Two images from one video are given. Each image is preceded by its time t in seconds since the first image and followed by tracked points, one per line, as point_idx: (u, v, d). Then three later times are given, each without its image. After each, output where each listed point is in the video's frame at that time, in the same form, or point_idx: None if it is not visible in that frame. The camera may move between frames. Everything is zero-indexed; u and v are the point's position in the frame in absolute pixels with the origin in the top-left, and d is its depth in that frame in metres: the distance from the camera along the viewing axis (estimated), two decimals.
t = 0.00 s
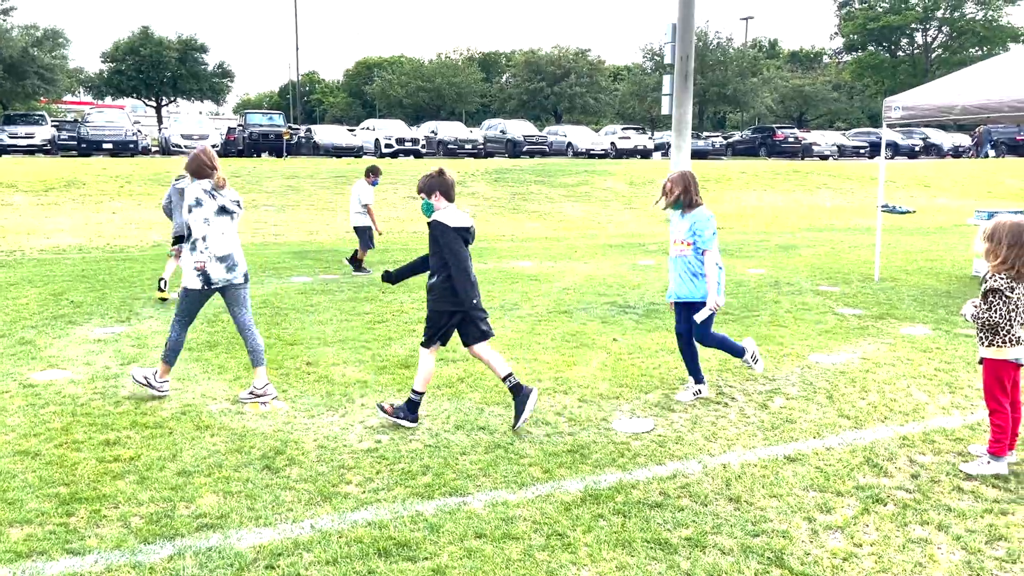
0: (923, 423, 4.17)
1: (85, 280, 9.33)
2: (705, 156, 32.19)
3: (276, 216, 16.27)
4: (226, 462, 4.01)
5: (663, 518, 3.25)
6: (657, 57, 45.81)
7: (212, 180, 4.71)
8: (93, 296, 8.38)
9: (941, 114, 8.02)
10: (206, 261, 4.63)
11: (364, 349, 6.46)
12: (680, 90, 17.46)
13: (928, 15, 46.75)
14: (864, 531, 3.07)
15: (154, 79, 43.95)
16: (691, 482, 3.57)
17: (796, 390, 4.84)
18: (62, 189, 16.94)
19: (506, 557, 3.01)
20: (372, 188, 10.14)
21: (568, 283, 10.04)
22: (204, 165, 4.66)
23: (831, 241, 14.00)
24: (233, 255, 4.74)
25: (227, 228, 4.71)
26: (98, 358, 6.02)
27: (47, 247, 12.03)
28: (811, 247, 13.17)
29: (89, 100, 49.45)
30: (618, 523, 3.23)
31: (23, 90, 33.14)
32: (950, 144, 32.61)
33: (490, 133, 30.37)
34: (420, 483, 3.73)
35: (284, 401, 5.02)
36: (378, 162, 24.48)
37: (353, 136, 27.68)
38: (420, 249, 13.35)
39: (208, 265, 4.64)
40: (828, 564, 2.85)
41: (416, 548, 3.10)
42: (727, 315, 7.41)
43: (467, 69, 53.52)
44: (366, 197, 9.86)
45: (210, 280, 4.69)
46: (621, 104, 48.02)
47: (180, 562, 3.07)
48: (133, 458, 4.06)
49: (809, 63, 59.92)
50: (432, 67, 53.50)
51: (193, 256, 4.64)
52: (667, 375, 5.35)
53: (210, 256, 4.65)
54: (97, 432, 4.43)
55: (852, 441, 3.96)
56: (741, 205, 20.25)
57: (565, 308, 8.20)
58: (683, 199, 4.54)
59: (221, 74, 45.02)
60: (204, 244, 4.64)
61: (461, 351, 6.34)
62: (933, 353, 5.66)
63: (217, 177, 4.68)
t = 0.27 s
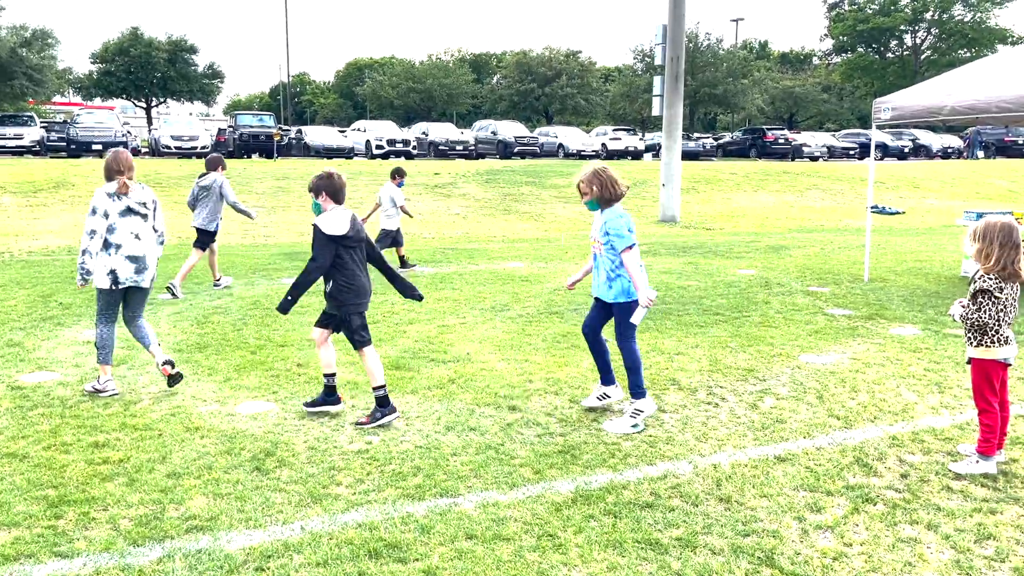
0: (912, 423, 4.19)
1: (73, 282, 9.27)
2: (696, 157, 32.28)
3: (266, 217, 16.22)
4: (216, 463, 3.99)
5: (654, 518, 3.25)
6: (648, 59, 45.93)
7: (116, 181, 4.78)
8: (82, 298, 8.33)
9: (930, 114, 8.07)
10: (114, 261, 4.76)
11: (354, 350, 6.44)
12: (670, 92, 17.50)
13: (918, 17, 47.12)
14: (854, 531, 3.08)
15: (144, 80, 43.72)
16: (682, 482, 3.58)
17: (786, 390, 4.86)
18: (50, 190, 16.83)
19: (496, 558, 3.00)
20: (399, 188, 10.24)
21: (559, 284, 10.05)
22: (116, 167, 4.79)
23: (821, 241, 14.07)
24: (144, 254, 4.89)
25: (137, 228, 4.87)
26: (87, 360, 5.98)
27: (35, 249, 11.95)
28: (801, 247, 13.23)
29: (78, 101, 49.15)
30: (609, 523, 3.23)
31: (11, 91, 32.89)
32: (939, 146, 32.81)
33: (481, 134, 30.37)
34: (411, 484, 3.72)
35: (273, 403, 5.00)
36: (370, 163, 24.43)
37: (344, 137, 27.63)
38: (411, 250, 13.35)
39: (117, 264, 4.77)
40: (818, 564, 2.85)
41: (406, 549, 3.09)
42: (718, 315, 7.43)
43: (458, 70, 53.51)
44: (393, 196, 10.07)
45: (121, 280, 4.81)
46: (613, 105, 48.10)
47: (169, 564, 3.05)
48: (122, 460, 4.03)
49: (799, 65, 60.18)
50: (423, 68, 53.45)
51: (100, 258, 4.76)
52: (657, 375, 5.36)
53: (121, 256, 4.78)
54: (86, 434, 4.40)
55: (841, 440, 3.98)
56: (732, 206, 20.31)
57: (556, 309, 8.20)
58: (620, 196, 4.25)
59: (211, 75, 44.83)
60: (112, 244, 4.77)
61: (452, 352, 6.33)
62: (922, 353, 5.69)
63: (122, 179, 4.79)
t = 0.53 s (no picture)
0: (903, 423, 4.21)
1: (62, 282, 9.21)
2: (687, 157, 32.35)
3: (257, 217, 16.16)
4: (206, 464, 3.97)
5: (645, 518, 3.26)
6: (639, 59, 46.03)
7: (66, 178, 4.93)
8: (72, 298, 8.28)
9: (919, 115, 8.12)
10: (66, 254, 4.92)
11: (345, 350, 6.42)
12: (661, 92, 17.55)
13: (907, 18, 47.46)
14: (844, 530, 3.09)
15: (133, 79, 43.49)
16: (674, 482, 3.58)
17: (777, 390, 4.87)
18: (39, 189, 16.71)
19: (488, 558, 3.00)
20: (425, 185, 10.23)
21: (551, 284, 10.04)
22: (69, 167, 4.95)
23: (811, 241, 14.13)
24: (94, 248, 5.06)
25: (86, 223, 5.02)
26: (76, 361, 5.94)
27: (23, 249, 11.86)
28: (792, 247, 13.28)
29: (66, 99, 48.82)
30: (601, 523, 3.23)
31: None
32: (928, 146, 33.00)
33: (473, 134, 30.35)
34: (402, 484, 3.71)
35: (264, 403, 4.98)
36: (361, 163, 24.37)
37: (335, 136, 27.57)
38: (403, 250, 13.34)
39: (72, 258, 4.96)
40: (809, 563, 2.86)
41: (398, 550, 3.08)
42: (709, 315, 7.45)
43: (450, 70, 53.48)
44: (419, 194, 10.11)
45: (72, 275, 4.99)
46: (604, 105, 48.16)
47: (159, 566, 3.03)
48: (111, 461, 4.01)
49: (790, 65, 60.42)
50: (414, 68, 53.36)
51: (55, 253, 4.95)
52: (648, 375, 5.37)
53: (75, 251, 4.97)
54: (75, 435, 4.37)
55: (832, 440, 3.99)
56: (723, 206, 20.37)
57: (548, 308, 8.20)
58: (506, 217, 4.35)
59: (201, 74, 44.67)
60: (63, 239, 4.94)
61: (444, 351, 6.32)
62: (912, 353, 5.71)
63: (71, 179, 4.94)
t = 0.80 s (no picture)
0: (892, 421, 4.23)
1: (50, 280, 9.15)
2: (678, 156, 32.43)
3: (247, 215, 16.09)
4: (196, 464, 3.95)
5: (636, 516, 3.26)
6: (630, 58, 46.13)
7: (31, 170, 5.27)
8: (60, 296, 8.22)
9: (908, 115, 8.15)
10: (21, 244, 5.27)
11: (336, 349, 6.41)
12: (652, 91, 17.59)
13: (897, 18, 47.74)
14: (834, 528, 3.10)
15: (122, 77, 43.23)
16: (664, 481, 3.59)
17: (767, 389, 4.89)
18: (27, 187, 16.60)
19: (480, 557, 3.00)
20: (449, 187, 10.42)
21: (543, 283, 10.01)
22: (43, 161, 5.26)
23: (802, 240, 14.19)
24: (51, 238, 5.28)
25: (44, 215, 5.26)
26: (65, 359, 5.91)
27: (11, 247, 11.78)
28: (782, 246, 13.33)
29: (55, 97, 48.47)
30: (592, 522, 3.23)
31: None
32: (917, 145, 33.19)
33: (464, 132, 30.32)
34: (393, 483, 3.70)
35: (255, 402, 4.97)
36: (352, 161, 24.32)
37: (326, 135, 27.50)
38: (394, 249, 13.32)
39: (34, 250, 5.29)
40: (799, 561, 2.88)
41: (389, 549, 3.08)
42: (700, 314, 7.47)
43: (441, 69, 53.44)
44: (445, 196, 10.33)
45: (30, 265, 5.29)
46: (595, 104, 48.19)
47: (149, 566, 3.02)
48: (100, 460, 3.99)
49: (781, 64, 60.61)
50: (405, 66, 53.26)
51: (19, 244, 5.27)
52: (639, 374, 5.38)
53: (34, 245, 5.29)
54: (63, 434, 4.34)
55: (822, 438, 4.01)
56: (714, 205, 20.42)
57: (539, 307, 8.21)
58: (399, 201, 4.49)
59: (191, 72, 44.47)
60: (22, 230, 5.25)
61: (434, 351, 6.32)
62: (901, 351, 5.75)
63: (34, 169, 5.25)
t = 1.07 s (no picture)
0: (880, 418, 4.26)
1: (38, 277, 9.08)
2: (668, 154, 32.51)
3: (236, 212, 16.02)
4: (185, 461, 3.94)
5: (625, 513, 3.27)
6: (620, 56, 46.21)
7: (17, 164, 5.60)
8: (48, 293, 8.17)
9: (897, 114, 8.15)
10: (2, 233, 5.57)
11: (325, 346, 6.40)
12: (643, 89, 17.62)
13: (885, 17, 48.02)
14: (822, 525, 3.12)
15: (110, 73, 42.94)
16: (653, 477, 3.60)
17: (755, 386, 4.91)
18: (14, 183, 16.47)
19: (469, 554, 3.00)
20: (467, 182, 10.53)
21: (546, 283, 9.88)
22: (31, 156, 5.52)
23: (791, 238, 14.26)
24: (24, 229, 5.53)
25: (20, 205, 5.51)
26: (51, 356, 5.87)
27: None
28: (771, 244, 13.38)
29: (42, 92, 48.07)
30: (581, 519, 3.24)
31: None
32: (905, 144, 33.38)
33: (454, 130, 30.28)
34: (383, 480, 3.70)
35: (243, 399, 4.95)
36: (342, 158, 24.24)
37: (315, 131, 27.41)
38: (384, 246, 13.30)
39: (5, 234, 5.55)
40: (787, 557, 2.89)
41: (378, 546, 3.08)
42: (689, 311, 7.50)
43: (431, 66, 53.34)
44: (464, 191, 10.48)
45: None
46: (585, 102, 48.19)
47: (136, 563, 3.00)
48: (88, 458, 3.97)
49: (770, 63, 60.78)
50: (395, 63, 53.12)
51: None
52: (629, 371, 5.39)
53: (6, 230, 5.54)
54: (50, 431, 4.31)
55: (809, 435, 4.03)
56: (703, 203, 20.47)
57: (529, 304, 8.22)
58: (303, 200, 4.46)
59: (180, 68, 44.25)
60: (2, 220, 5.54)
61: (424, 348, 6.32)
62: (888, 349, 5.78)
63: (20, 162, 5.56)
